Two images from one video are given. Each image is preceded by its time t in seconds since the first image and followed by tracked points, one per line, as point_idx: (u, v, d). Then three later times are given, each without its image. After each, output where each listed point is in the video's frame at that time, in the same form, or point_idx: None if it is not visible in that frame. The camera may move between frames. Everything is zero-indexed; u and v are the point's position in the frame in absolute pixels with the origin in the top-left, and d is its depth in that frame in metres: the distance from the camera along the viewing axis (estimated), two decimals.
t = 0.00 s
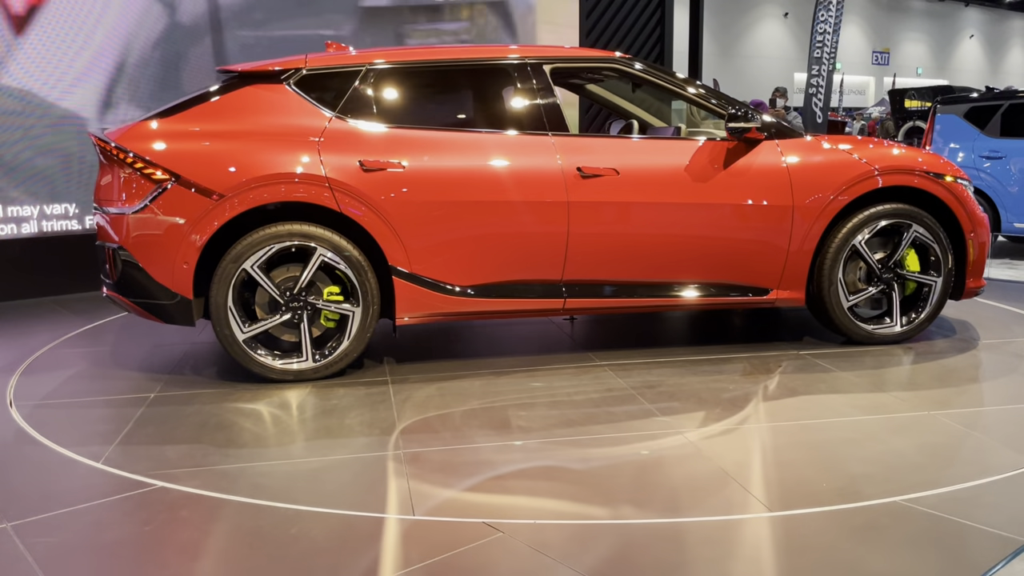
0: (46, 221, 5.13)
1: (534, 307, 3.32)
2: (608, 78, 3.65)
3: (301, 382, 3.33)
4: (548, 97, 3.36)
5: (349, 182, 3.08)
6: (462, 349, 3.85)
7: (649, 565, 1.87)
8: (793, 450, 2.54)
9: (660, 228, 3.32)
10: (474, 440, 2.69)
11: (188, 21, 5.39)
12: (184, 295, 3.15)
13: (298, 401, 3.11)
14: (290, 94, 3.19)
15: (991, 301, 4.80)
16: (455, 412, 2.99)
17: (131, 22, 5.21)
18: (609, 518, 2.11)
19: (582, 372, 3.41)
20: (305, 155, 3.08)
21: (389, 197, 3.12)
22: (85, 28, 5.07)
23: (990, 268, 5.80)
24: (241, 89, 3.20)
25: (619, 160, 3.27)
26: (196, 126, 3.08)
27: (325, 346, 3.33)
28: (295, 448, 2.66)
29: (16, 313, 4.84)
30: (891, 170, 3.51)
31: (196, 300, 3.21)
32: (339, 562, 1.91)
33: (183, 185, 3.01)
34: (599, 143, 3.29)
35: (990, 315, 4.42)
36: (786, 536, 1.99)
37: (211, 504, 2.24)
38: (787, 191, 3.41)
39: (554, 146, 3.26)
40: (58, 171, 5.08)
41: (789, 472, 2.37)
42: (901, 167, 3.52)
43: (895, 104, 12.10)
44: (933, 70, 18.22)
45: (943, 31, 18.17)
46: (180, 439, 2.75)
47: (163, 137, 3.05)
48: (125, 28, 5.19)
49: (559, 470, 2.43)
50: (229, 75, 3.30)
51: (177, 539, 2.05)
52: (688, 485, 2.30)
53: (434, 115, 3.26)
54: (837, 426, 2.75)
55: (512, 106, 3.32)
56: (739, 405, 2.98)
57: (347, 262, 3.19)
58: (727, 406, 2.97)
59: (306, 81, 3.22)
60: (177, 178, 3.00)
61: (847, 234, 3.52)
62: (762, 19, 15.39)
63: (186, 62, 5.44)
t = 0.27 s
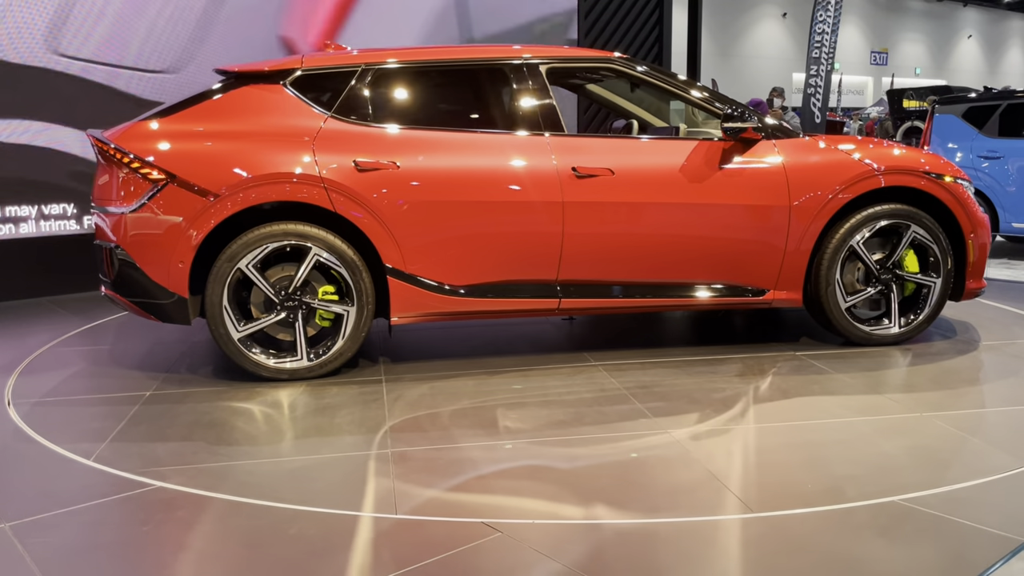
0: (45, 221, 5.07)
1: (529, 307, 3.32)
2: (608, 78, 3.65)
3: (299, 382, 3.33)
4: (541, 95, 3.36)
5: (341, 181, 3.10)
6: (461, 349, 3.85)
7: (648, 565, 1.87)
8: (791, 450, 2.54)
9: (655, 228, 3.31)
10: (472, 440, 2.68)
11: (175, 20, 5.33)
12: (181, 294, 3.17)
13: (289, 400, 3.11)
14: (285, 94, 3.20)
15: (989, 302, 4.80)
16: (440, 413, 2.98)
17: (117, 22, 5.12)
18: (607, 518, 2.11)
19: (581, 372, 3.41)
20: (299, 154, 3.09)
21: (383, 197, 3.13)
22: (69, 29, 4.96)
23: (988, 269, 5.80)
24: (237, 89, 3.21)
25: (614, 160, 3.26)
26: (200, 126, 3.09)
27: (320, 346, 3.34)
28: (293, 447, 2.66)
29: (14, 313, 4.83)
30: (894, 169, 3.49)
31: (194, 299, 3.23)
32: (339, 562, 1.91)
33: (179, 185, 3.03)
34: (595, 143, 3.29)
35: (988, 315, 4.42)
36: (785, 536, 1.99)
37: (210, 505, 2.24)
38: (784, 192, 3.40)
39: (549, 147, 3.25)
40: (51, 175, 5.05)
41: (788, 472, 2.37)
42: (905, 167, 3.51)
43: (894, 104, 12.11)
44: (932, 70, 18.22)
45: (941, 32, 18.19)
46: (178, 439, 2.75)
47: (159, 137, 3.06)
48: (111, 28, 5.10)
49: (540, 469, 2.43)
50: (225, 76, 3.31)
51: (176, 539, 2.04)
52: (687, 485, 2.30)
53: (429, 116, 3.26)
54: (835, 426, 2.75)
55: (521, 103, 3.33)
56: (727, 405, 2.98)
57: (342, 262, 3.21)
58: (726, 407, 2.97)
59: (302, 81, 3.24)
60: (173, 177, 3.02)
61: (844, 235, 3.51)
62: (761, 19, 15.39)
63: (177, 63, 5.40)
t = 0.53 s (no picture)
0: (43, 220, 5.06)
1: (524, 307, 3.32)
2: (607, 78, 3.65)
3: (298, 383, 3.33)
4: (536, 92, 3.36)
5: (333, 180, 3.10)
6: (459, 349, 3.85)
7: (649, 565, 1.87)
8: (790, 450, 2.54)
9: (652, 227, 3.30)
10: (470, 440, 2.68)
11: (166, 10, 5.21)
12: (177, 293, 3.18)
13: (281, 401, 3.12)
14: (281, 95, 3.21)
15: (987, 302, 4.81)
16: (429, 412, 2.98)
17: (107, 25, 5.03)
18: (605, 518, 2.11)
19: (579, 373, 3.41)
20: (294, 155, 3.10)
21: (377, 198, 3.13)
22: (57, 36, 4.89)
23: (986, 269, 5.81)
24: (233, 90, 3.22)
25: (609, 160, 3.26)
26: (203, 126, 3.11)
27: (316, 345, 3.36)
28: (290, 448, 2.66)
29: (13, 313, 4.83)
30: (897, 171, 3.48)
31: (189, 297, 3.24)
32: (339, 562, 1.91)
33: (174, 185, 3.04)
34: (590, 144, 3.28)
35: (986, 316, 4.43)
36: (786, 536, 1.99)
37: (209, 505, 2.24)
38: (780, 193, 3.38)
39: (545, 147, 3.25)
40: (52, 176, 5.04)
41: (786, 472, 2.37)
42: (907, 168, 3.49)
43: (892, 104, 12.12)
44: (930, 70, 18.24)
45: (939, 32, 18.21)
46: (176, 439, 2.75)
47: (155, 138, 3.07)
48: (107, 31, 5.03)
49: (528, 468, 2.44)
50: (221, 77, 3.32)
51: (175, 540, 2.04)
52: (685, 485, 2.30)
53: (423, 116, 3.28)
54: (833, 426, 2.75)
55: (517, 99, 3.34)
56: (717, 405, 2.98)
57: (337, 262, 3.21)
58: (724, 407, 2.97)
59: (298, 82, 3.25)
60: (168, 177, 3.03)
61: (841, 236, 3.49)
62: (759, 19, 15.40)
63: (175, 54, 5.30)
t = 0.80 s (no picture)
0: (41, 221, 5.06)
1: (519, 307, 3.32)
2: (605, 78, 3.62)
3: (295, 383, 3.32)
4: (532, 93, 3.36)
5: (330, 181, 3.11)
6: (458, 349, 3.84)
7: (647, 564, 1.86)
8: (788, 450, 2.54)
9: (650, 227, 3.30)
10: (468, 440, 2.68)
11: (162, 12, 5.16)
12: (173, 292, 3.18)
13: (273, 400, 3.13)
14: (277, 95, 3.22)
15: (986, 302, 4.81)
16: (418, 411, 2.99)
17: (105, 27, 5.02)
18: (603, 517, 2.10)
19: (578, 373, 3.41)
20: (289, 155, 3.11)
21: (372, 198, 3.14)
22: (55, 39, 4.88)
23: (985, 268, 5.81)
24: (229, 90, 3.22)
25: (605, 161, 3.25)
26: (206, 126, 3.12)
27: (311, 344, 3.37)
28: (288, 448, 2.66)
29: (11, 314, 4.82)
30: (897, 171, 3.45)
31: (185, 295, 3.24)
32: (336, 563, 1.90)
33: (170, 185, 3.05)
34: (585, 144, 3.28)
35: (985, 316, 4.42)
36: (785, 535, 1.99)
37: (208, 505, 2.24)
38: (777, 193, 3.36)
39: (540, 148, 3.24)
40: (52, 179, 5.05)
41: (785, 472, 2.37)
42: (908, 168, 3.46)
43: (890, 104, 12.13)
44: (928, 70, 18.25)
45: (937, 32, 18.23)
46: (174, 439, 2.74)
47: (151, 138, 3.08)
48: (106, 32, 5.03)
49: (520, 468, 2.44)
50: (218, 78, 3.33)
51: (174, 540, 2.03)
52: (685, 484, 2.30)
53: (419, 116, 3.27)
54: (831, 426, 2.75)
55: (510, 96, 3.34)
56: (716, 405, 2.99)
57: (331, 262, 3.22)
58: (723, 407, 2.97)
59: (294, 82, 3.25)
60: (165, 177, 3.04)
61: (838, 237, 3.47)
62: (757, 19, 15.40)
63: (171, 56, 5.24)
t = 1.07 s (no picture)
0: (39, 221, 5.06)
1: (514, 308, 3.32)
2: (603, 78, 3.60)
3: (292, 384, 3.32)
4: (529, 92, 3.36)
5: (327, 182, 3.12)
6: (455, 349, 3.84)
7: (647, 564, 1.86)
8: (787, 450, 2.54)
9: (647, 227, 3.29)
10: (467, 440, 2.68)
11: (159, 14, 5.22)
12: (170, 292, 3.19)
13: (266, 400, 3.14)
14: (274, 96, 3.23)
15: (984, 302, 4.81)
16: (407, 410, 3.00)
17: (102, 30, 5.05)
18: (602, 517, 2.10)
19: (577, 372, 3.42)
20: (285, 155, 3.11)
21: (367, 198, 3.14)
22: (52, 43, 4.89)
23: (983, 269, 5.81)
24: (226, 91, 3.23)
25: (601, 161, 3.24)
26: (209, 127, 3.13)
27: (307, 344, 3.37)
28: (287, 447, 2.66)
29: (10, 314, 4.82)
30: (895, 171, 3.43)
31: (182, 295, 3.25)
32: (334, 564, 1.90)
33: (166, 185, 3.06)
34: (580, 144, 3.27)
35: (983, 316, 4.42)
36: (784, 535, 1.99)
37: (206, 506, 2.23)
38: (774, 194, 3.35)
39: (536, 148, 3.25)
40: (50, 180, 5.05)
41: (784, 472, 2.37)
42: (908, 169, 3.44)
43: (889, 104, 12.15)
44: (926, 71, 18.27)
45: (935, 32, 18.24)
46: (172, 440, 2.74)
47: (148, 138, 3.09)
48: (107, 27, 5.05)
49: (521, 468, 2.44)
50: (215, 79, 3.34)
51: (172, 541, 2.03)
52: (684, 484, 2.30)
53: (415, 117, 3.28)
54: (830, 426, 2.75)
55: (506, 95, 3.35)
56: (714, 405, 2.99)
57: (327, 262, 3.22)
58: (720, 407, 2.97)
59: (291, 83, 3.26)
60: (161, 177, 3.05)
61: (835, 238, 3.45)
62: (756, 19, 15.41)
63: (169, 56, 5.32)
